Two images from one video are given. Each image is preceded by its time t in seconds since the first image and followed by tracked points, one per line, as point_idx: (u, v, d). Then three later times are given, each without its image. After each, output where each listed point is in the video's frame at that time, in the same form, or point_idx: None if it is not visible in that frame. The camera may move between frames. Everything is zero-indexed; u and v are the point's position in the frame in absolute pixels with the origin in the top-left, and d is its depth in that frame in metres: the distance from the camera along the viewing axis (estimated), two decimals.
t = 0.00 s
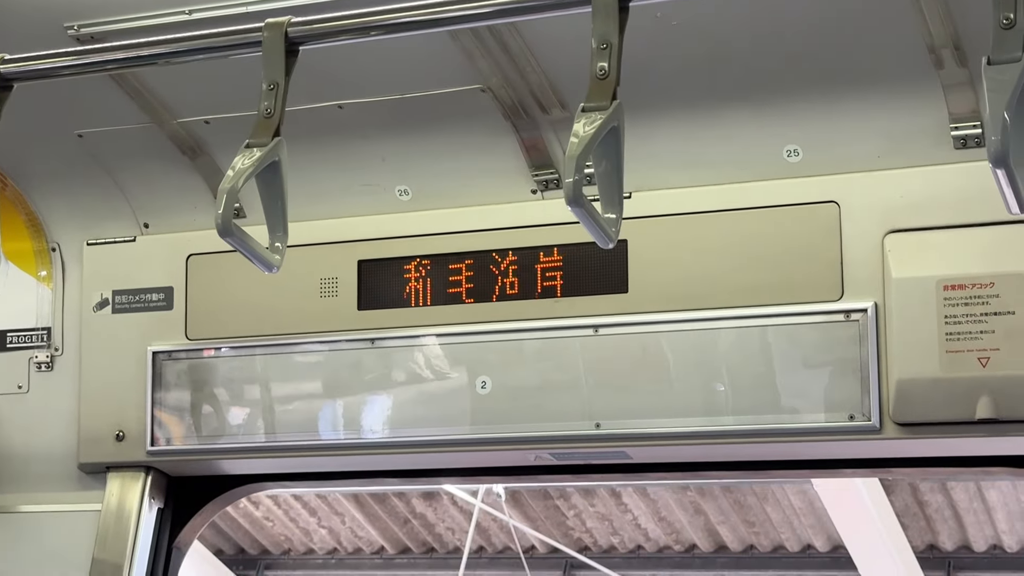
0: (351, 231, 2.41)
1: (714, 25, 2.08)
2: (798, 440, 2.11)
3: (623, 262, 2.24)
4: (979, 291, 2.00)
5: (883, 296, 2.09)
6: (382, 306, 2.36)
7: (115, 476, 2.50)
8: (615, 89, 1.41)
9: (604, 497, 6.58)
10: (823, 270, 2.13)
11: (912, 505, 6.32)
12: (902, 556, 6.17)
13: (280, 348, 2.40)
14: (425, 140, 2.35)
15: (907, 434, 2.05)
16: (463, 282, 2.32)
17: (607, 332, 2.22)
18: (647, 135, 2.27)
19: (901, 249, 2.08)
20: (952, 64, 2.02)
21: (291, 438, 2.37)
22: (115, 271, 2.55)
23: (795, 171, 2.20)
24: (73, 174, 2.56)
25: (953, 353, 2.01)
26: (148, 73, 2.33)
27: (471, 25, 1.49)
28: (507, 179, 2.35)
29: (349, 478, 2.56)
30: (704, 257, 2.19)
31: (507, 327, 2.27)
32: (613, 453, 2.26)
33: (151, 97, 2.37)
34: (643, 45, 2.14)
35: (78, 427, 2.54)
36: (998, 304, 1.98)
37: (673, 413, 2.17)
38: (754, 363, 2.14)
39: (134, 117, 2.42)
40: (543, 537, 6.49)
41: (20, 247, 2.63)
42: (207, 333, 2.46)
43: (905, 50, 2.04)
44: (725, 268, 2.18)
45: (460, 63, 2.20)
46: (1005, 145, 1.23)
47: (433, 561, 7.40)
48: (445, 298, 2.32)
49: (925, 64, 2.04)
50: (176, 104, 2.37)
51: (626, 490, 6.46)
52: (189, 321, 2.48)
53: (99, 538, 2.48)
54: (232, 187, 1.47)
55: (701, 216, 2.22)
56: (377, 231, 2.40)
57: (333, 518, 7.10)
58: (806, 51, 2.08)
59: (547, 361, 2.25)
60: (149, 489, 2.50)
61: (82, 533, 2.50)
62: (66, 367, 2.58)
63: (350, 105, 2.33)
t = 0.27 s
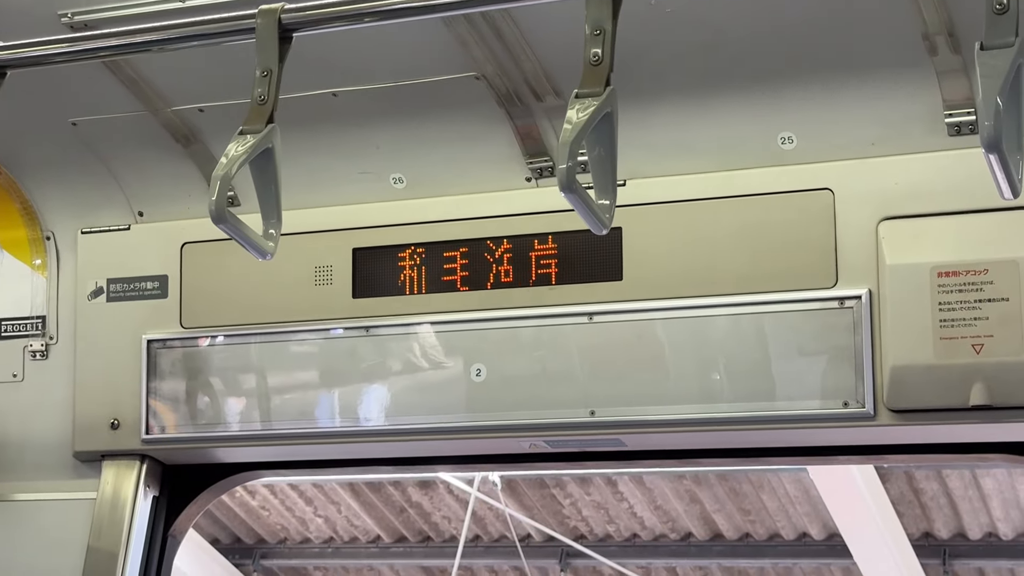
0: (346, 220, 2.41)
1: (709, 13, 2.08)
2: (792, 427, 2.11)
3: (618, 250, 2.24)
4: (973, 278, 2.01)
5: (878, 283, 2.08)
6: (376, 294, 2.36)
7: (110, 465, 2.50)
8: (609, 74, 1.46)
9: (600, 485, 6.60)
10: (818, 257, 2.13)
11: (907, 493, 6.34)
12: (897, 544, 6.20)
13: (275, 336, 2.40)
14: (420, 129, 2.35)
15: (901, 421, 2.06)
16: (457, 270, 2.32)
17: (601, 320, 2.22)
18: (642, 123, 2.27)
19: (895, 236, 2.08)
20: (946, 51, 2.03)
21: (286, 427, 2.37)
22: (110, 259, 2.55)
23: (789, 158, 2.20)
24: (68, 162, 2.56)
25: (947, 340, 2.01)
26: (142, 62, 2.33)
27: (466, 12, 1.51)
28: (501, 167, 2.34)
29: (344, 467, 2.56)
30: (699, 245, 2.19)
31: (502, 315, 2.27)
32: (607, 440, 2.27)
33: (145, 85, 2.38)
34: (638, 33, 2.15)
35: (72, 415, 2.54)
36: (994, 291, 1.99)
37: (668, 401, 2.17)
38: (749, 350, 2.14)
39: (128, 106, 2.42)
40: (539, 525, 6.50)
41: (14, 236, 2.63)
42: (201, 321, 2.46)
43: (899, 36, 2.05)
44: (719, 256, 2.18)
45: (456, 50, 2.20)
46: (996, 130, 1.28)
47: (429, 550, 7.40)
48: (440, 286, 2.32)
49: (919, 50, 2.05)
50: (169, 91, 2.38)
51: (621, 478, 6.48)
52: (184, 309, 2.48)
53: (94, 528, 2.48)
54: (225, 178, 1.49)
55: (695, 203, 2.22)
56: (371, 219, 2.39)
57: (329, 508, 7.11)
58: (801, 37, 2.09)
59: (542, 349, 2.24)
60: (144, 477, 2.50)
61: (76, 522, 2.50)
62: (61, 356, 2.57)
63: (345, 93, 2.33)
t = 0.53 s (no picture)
0: (341, 204, 2.41)
1: None
2: (786, 411, 2.12)
3: (613, 235, 2.24)
4: (967, 262, 2.01)
5: (872, 268, 2.09)
6: (371, 279, 2.36)
7: (106, 451, 2.50)
8: (602, 58, 1.50)
9: (596, 471, 6.62)
10: (812, 241, 2.14)
11: (902, 478, 6.37)
12: (892, 529, 6.22)
13: (271, 321, 2.40)
14: (415, 113, 2.36)
15: (895, 405, 2.06)
16: (452, 256, 2.32)
17: (596, 305, 2.22)
18: (636, 108, 2.27)
19: (889, 220, 2.08)
20: (940, 36, 2.03)
21: (281, 412, 2.37)
22: (105, 245, 2.54)
23: (784, 143, 2.21)
24: (64, 147, 2.56)
25: (941, 324, 2.02)
26: (137, 47, 2.34)
27: None
28: (495, 152, 2.34)
29: (340, 451, 2.57)
30: (693, 230, 2.20)
31: (497, 300, 2.27)
32: (601, 424, 2.27)
33: (139, 70, 2.39)
34: (631, 17, 2.15)
35: (68, 401, 2.54)
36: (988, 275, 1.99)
37: (662, 385, 2.18)
38: (743, 335, 2.14)
39: (123, 91, 2.43)
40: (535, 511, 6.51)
41: (11, 221, 2.64)
42: (197, 307, 2.46)
43: (892, 20, 2.05)
44: (713, 241, 2.18)
45: (449, 34, 2.21)
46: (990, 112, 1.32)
47: (425, 536, 7.42)
48: (435, 272, 2.33)
49: (913, 34, 2.06)
50: (164, 77, 2.39)
51: (618, 465, 6.50)
52: (179, 295, 2.48)
53: (89, 514, 2.48)
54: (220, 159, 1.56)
55: (690, 188, 2.22)
56: (366, 204, 2.39)
57: (325, 494, 7.15)
58: (794, 21, 2.10)
59: (537, 334, 2.25)
60: (140, 463, 2.50)
61: (73, 507, 2.50)
62: (56, 342, 2.57)
63: (339, 78, 2.33)
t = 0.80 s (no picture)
0: (333, 189, 2.41)
1: None
2: (779, 395, 2.12)
3: (605, 220, 2.24)
4: (959, 246, 2.01)
5: (864, 252, 2.09)
6: (364, 265, 2.35)
7: (98, 437, 2.50)
8: (592, 41, 1.59)
9: (592, 458, 6.63)
10: (804, 226, 2.13)
11: (897, 464, 6.38)
12: (887, 515, 6.22)
13: (263, 307, 2.40)
14: (408, 98, 2.35)
15: (888, 389, 2.06)
16: (444, 241, 2.32)
17: (588, 290, 2.22)
18: (629, 92, 2.26)
19: (882, 205, 2.08)
20: (933, 19, 2.02)
21: (274, 398, 2.37)
22: (97, 230, 2.54)
23: (776, 127, 2.20)
24: (55, 133, 2.56)
25: (933, 308, 2.01)
26: (128, 31, 2.33)
27: None
28: (487, 137, 2.34)
29: (333, 437, 2.56)
30: (685, 215, 2.19)
31: (490, 286, 2.27)
32: (594, 409, 2.27)
33: (131, 55, 2.38)
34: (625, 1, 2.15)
35: (60, 387, 2.54)
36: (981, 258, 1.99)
37: (656, 370, 2.18)
38: (736, 320, 2.14)
39: (114, 75, 2.42)
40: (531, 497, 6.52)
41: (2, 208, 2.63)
42: (189, 294, 2.45)
43: (884, 3, 2.05)
44: (706, 226, 2.18)
45: (442, 20, 2.21)
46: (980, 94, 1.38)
47: (421, 523, 7.43)
48: (428, 257, 2.32)
49: (906, 18, 2.06)
50: (156, 60, 2.38)
51: (613, 451, 6.51)
52: (171, 280, 2.47)
53: (81, 500, 2.48)
54: (208, 143, 1.67)
55: (683, 172, 2.22)
56: (358, 189, 2.39)
57: (322, 481, 7.17)
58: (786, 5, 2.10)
59: (530, 319, 2.24)
60: (132, 449, 2.50)
61: (65, 493, 2.50)
62: (48, 328, 2.57)
63: (332, 63, 2.33)
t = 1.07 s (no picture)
0: (330, 175, 2.41)
1: None
2: (776, 380, 2.12)
3: (602, 205, 2.24)
4: (956, 231, 2.01)
5: (861, 237, 2.09)
6: (361, 251, 2.35)
7: (95, 423, 2.50)
8: (589, 25, 1.61)
9: (589, 446, 6.64)
10: (801, 210, 2.14)
11: (894, 452, 6.40)
12: (883, 504, 6.23)
13: (261, 293, 2.40)
14: (404, 85, 2.35)
15: (884, 373, 2.07)
16: (441, 226, 2.32)
17: (586, 275, 2.22)
18: (626, 78, 2.26)
19: (878, 190, 2.08)
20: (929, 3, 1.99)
21: (272, 384, 2.37)
22: (94, 217, 2.54)
23: (773, 112, 2.21)
24: (52, 119, 2.56)
25: (930, 293, 2.02)
26: (124, 17, 2.32)
27: None
28: (484, 123, 2.34)
29: (330, 423, 2.57)
30: (682, 200, 2.20)
31: (487, 271, 2.27)
32: (591, 394, 2.28)
33: (127, 42, 2.37)
34: None
35: (57, 373, 2.54)
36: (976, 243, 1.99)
37: (652, 355, 2.18)
38: (734, 306, 2.14)
39: (110, 62, 2.42)
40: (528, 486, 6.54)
41: None
42: (186, 280, 2.45)
43: None
44: (703, 211, 2.18)
45: (440, 7, 2.20)
46: (978, 75, 1.40)
47: (418, 512, 7.44)
48: (425, 243, 2.32)
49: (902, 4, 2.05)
50: (152, 46, 2.37)
51: (610, 439, 6.52)
52: (168, 267, 2.47)
53: (79, 486, 2.48)
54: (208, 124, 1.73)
55: (680, 157, 2.22)
56: (355, 175, 2.39)
57: (319, 470, 7.19)
58: None
59: (527, 305, 2.25)
60: (130, 435, 2.51)
61: (62, 479, 2.50)
62: (45, 314, 2.57)
63: (328, 49, 2.32)
